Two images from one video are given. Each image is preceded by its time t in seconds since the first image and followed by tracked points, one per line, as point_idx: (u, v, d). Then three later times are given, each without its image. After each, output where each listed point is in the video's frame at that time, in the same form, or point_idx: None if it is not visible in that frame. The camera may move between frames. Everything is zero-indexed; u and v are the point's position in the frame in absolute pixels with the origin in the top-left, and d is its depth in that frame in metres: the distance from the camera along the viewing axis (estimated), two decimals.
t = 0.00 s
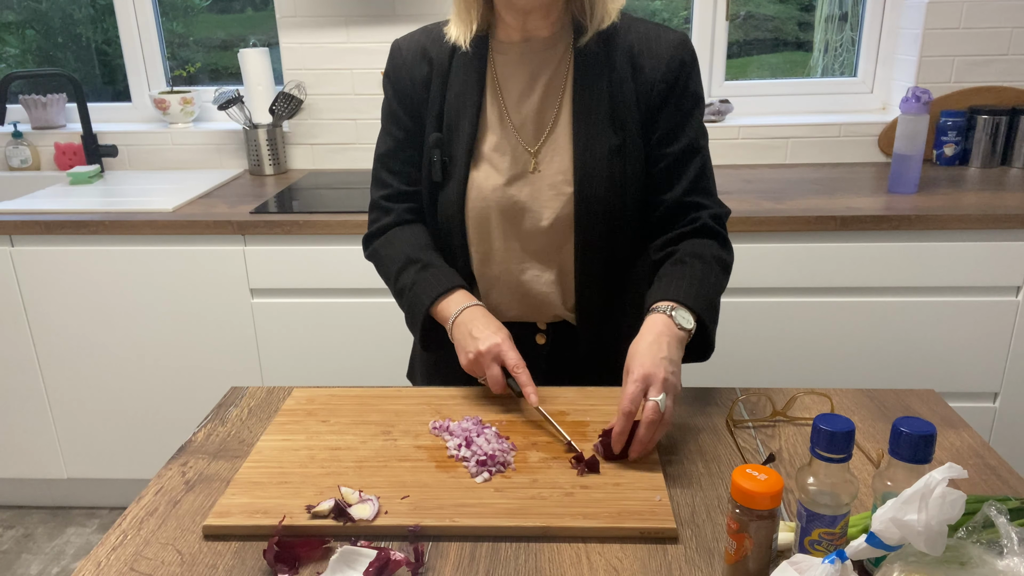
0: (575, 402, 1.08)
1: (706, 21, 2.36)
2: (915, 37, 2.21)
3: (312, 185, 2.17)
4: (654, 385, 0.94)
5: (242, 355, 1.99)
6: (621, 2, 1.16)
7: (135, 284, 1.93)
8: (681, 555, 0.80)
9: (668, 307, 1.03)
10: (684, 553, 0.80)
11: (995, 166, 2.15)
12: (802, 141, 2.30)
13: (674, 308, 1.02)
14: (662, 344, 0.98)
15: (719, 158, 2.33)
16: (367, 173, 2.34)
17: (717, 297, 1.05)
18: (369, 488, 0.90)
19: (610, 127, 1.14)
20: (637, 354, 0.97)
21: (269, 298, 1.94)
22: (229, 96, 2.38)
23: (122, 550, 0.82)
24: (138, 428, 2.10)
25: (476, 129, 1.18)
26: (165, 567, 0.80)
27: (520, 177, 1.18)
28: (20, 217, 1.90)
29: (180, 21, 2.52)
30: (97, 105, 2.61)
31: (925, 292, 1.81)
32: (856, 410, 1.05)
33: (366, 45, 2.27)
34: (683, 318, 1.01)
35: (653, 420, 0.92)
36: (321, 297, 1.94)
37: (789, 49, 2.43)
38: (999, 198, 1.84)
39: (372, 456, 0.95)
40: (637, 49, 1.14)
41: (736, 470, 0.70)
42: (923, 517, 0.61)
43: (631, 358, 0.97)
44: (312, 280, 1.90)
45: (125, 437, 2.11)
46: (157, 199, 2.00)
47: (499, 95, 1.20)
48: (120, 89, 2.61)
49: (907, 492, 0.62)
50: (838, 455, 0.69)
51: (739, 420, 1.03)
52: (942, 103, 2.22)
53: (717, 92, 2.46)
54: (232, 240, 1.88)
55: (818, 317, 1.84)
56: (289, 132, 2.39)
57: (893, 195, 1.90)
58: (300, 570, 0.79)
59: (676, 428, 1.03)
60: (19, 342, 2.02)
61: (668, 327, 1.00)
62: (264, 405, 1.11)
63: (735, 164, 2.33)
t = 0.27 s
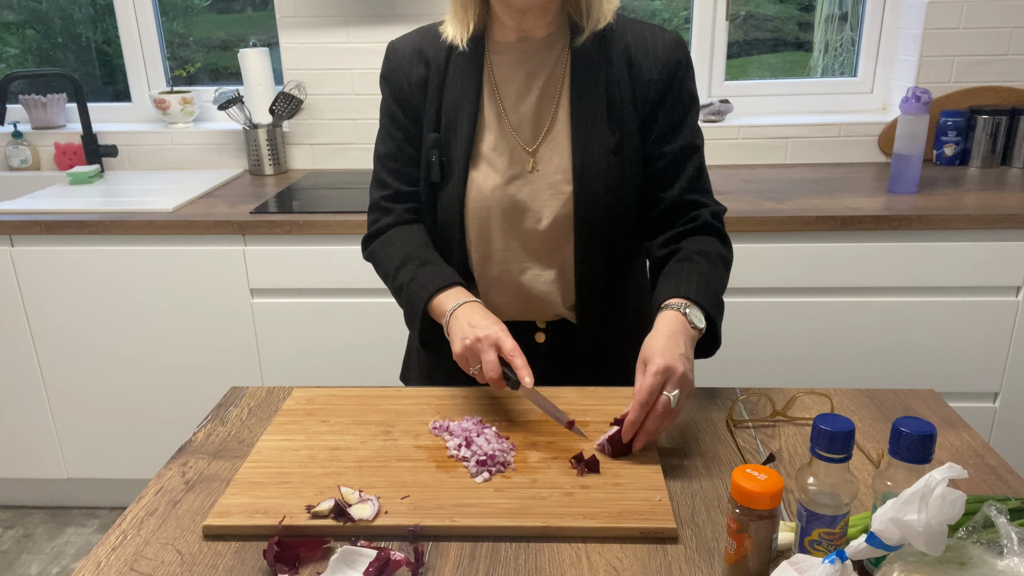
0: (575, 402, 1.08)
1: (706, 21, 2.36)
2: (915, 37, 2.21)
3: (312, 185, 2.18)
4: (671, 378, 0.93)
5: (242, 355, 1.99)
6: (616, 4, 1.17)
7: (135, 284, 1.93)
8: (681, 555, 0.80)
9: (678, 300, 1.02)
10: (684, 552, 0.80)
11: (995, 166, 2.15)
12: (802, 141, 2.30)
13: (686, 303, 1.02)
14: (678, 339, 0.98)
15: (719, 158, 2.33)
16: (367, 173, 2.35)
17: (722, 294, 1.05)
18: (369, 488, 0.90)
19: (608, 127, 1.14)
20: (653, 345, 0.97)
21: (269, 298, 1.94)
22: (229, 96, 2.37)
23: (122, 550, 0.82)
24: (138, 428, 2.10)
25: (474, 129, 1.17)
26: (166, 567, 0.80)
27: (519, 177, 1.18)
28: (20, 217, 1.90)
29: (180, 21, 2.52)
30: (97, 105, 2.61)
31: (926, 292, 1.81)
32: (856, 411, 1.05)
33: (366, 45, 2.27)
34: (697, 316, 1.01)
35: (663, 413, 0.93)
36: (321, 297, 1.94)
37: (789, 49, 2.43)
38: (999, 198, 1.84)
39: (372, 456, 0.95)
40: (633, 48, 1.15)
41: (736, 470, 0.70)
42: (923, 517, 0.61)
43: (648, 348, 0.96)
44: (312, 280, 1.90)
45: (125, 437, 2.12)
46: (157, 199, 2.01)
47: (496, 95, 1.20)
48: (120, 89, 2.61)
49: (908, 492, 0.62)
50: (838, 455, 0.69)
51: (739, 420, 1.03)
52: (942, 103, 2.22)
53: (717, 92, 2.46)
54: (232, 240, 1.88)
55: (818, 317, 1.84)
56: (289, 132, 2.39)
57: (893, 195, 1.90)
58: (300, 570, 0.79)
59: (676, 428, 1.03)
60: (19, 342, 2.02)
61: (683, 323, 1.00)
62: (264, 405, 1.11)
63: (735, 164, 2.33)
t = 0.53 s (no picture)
0: (574, 402, 1.08)
1: (706, 21, 2.36)
2: (915, 37, 2.21)
3: (312, 185, 2.17)
4: (666, 382, 0.90)
5: (242, 355, 1.99)
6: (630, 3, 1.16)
7: (135, 284, 1.93)
8: (681, 555, 0.80)
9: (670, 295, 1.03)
10: (684, 553, 0.80)
11: (995, 166, 2.15)
12: (802, 141, 2.30)
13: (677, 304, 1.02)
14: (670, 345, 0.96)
15: (719, 158, 2.33)
16: (367, 173, 2.35)
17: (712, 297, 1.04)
18: (369, 488, 0.90)
19: (620, 124, 1.14)
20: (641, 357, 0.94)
21: (269, 298, 1.94)
22: (229, 96, 2.37)
23: (122, 550, 0.82)
24: (138, 428, 2.10)
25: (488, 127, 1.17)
26: (166, 567, 0.80)
27: (533, 175, 1.18)
28: (19, 217, 1.90)
29: (180, 21, 2.52)
30: (97, 104, 2.61)
31: (926, 292, 1.81)
32: (857, 411, 1.05)
33: (366, 45, 2.27)
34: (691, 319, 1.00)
35: (661, 418, 0.89)
36: (321, 297, 1.94)
37: (789, 49, 2.43)
38: (999, 198, 1.84)
39: (372, 456, 0.95)
40: (646, 45, 1.14)
41: (736, 470, 0.70)
42: (923, 517, 0.61)
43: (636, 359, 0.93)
44: (311, 280, 1.90)
45: (125, 437, 2.12)
46: (157, 199, 2.00)
47: (509, 92, 1.19)
48: (120, 89, 2.61)
49: (907, 492, 0.62)
50: (838, 455, 0.69)
51: (739, 420, 1.03)
52: (942, 103, 2.22)
53: (717, 92, 2.46)
54: (232, 240, 1.88)
55: (818, 317, 1.84)
56: (289, 132, 2.39)
57: (893, 195, 1.90)
58: (300, 570, 0.79)
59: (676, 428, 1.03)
60: (19, 342, 2.02)
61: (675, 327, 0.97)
62: (264, 405, 1.11)
63: (735, 164, 2.33)
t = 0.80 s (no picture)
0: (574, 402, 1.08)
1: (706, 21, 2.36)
2: (915, 37, 2.21)
3: (312, 185, 2.17)
4: (596, 413, 0.89)
5: (242, 355, 1.99)
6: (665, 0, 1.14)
7: (135, 285, 1.93)
8: (681, 555, 0.80)
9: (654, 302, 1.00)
10: (683, 552, 0.80)
11: (995, 166, 2.15)
12: (802, 141, 2.30)
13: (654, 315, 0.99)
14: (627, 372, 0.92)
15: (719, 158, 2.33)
16: (367, 173, 2.35)
17: (718, 310, 1.00)
18: (369, 488, 0.90)
19: (645, 123, 1.13)
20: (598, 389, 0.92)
21: (269, 298, 1.94)
22: (229, 96, 2.37)
23: (122, 550, 0.82)
24: (138, 428, 2.10)
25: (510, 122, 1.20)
26: (166, 567, 0.80)
27: (553, 172, 1.19)
28: (19, 217, 1.90)
29: (180, 21, 2.52)
30: (97, 104, 2.61)
31: (926, 292, 1.81)
32: (856, 411, 1.05)
33: (366, 45, 2.28)
34: (665, 335, 0.96)
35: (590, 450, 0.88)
36: (321, 297, 1.94)
37: (789, 49, 2.43)
38: (999, 198, 1.84)
39: (372, 456, 0.95)
40: (678, 43, 1.11)
41: (736, 470, 0.70)
42: (923, 517, 0.61)
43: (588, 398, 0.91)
44: (311, 280, 1.90)
45: (125, 438, 2.12)
46: (157, 199, 2.01)
47: (537, 89, 1.21)
48: (120, 89, 2.61)
49: (907, 492, 0.62)
50: (838, 455, 0.69)
51: (739, 420, 1.03)
52: (942, 103, 2.22)
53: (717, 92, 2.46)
54: (232, 240, 1.88)
55: (818, 317, 1.84)
56: (289, 132, 2.39)
57: (893, 195, 1.90)
58: (300, 570, 0.79)
59: (676, 428, 1.03)
60: (19, 342, 2.02)
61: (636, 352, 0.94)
62: (264, 405, 1.11)
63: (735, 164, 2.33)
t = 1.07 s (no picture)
0: (574, 402, 1.08)
1: (706, 21, 2.36)
2: (915, 37, 2.21)
3: (312, 185, 2.17)
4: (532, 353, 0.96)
5: (242, 355, 1.99)
6: None
7: (135, 284, 1.93)
8: (681, 555, 0.80)
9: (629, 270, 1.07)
10: (684, 552, 0.81)
11: (995, 166, 2.16)
12: (802, 141, 2.30)
13: (635, 270, 1.07)
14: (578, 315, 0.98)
15: (719, 158, 2.33)
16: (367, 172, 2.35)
17: (689, 290, 1.10)
18: (369, 488, 0.90)
19: (613, 119, 1.13)
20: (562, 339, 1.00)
21: (269, 298, 1.94)
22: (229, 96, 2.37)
23: (122, 550, 0.82)
24: (138, 427, 2.10)
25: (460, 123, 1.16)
26: (166, 567, 0.80)
27: (512, 171, 1.17)
28: (19, 217, 1.90)
29: (180, 21, 2.52)
30: (97, 105, 2.61)
31: (926, 292, 1.81)
32: (856, 411, 1.05)
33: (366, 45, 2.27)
34: (643, 279, 1.06)
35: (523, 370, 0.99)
36: (321, 297, 1.94)
37: (789, 49, 2.42)
38: (999, 198, 1.84)
39: (372, 456, 0.96)
40: (637, 41, 1.14)
41: (736, 470, 0.70)
42: (923, 517, 0.61)
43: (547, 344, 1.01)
44: (311, 280, 1.90)
45: (126, 437, 2.12)
46: (157, 199, 2.01)
47: (486, 87, 1.19)
48: (120, 89, 2.61)
49: (907, 492, 0.62)
50: (838, 455, 0.69)
51: (739, 420, 1.03)
52: (942, 103, 2.22)
53: (717, 92, 2.46)
54: (232, 240, 1.88)
55: (817, 317, 1.84)
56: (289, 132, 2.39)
57: (893, 195, 1.90)
58: (300, 570, 0.79)
59: (676, 427, 1.03)
60: (19, 342, 2.02)
61: (569, 283, 0.98)
62: (265, 405, 1.11)
63: (735, 164, 2.33)
